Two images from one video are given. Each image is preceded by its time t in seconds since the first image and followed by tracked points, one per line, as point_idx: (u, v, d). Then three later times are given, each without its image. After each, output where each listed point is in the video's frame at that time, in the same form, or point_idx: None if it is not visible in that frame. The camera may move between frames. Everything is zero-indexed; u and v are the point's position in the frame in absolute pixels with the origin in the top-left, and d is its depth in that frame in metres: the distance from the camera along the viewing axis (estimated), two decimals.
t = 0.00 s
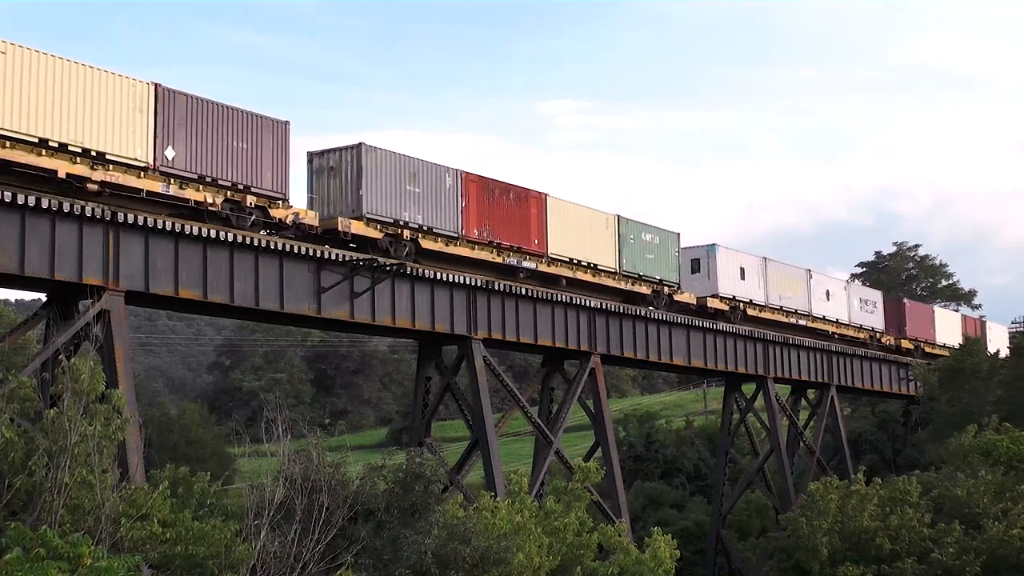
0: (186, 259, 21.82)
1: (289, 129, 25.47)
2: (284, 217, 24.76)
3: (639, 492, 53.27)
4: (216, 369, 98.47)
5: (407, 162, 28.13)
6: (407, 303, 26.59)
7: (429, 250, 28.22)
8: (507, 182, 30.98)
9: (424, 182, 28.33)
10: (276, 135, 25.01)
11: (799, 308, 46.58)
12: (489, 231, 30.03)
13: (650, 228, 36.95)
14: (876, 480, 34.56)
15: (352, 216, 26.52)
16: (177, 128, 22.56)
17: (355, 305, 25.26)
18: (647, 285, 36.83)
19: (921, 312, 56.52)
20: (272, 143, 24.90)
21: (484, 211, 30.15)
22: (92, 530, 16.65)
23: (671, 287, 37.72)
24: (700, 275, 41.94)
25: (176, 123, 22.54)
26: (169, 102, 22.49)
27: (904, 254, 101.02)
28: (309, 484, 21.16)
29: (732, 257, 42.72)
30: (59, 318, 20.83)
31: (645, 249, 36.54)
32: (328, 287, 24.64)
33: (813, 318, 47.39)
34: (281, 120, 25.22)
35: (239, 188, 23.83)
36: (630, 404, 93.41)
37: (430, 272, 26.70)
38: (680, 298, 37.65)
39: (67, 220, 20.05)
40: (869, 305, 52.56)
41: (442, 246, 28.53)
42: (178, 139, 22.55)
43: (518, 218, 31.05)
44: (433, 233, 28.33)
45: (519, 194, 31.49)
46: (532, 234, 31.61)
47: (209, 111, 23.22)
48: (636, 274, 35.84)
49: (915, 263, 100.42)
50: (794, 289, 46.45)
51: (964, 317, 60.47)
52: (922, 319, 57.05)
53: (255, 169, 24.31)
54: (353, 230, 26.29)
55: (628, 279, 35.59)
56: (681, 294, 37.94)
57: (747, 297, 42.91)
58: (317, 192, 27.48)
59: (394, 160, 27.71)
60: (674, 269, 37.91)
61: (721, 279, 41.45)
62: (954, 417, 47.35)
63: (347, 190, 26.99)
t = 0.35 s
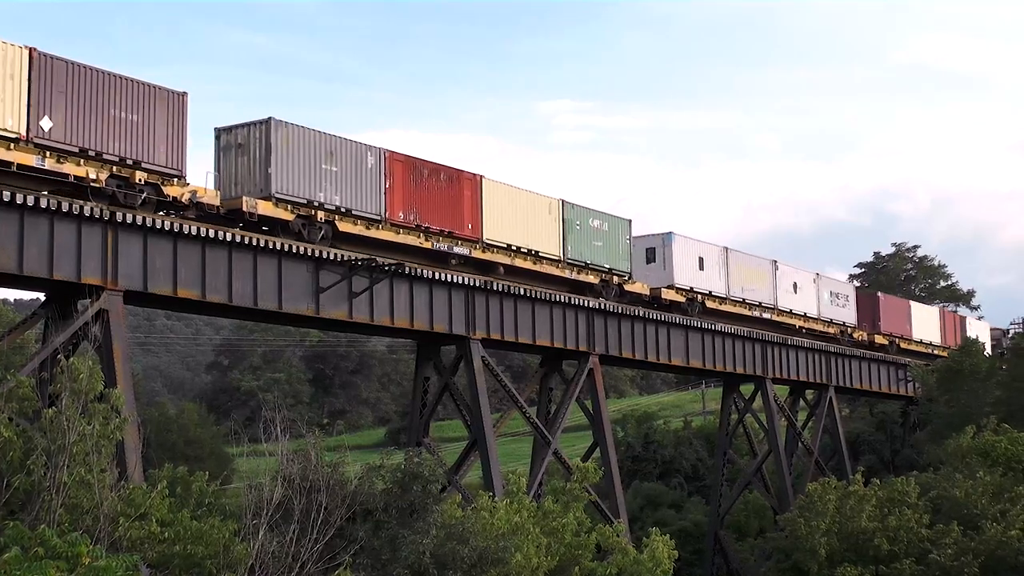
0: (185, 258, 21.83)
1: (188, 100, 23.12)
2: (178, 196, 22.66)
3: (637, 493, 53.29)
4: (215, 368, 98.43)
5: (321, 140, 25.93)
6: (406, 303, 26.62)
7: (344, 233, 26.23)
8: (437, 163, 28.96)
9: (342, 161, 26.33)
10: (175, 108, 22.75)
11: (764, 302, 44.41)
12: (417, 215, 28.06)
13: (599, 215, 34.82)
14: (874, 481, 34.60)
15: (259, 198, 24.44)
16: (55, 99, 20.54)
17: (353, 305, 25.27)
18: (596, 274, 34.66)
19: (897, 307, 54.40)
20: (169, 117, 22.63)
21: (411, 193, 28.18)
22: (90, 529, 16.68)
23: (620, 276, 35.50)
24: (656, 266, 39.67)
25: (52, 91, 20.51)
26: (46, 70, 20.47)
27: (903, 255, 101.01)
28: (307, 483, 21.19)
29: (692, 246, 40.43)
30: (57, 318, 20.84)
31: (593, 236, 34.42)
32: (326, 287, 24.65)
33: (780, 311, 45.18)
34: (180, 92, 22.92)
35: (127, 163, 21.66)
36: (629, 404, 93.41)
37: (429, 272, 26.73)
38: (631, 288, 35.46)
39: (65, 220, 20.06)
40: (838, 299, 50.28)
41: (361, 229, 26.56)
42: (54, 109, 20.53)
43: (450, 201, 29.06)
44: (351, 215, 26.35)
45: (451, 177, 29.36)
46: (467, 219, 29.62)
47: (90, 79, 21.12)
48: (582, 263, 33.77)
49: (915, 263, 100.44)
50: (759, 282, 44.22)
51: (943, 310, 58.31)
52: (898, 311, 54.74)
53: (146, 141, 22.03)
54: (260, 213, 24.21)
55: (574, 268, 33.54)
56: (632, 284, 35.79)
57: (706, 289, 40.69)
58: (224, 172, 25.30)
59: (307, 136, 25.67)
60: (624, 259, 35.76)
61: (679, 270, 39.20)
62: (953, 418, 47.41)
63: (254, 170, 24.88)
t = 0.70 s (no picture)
0: (184, 258, 21.84)
1: (66, 66, 21.65)
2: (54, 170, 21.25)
3: (636, 492, 53.28)
4: (214, 368, 98.38)
5: (222, 113, 24.06)
6: (405, 303, 26.62)
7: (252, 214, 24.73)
8: (357, 141, 27.24)
9: (248, 136, 24.57)
10: (54, 75, 21.32)
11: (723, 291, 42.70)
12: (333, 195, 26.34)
13: (541, 199, 33.22)
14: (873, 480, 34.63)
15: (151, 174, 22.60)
16: None
17: (353, 305, 25.28)
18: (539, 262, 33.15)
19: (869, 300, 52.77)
20: (47, 83, 21.14)
21: (328, 171, 26.49)
22: (90, 529, 16.70)
23: (564, 264, 33.99)
24: (608, 253, 38.10)
25: None
26: None
27: (902, 254, 101.03)
28: (306, 483, 21.22)
29: (642, 234, 39.02)
30: (56, 318, 20.86)
31: (536, 221, 32.83)
32: (326, 287, 24.66)
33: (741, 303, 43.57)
34: (58, 59, 21.45)
35: None
36: (628, 404, 93.41)
37: (428, 271, 26.74)
38: (575, 276, 33.98)
39: (64, 220, 20.07)
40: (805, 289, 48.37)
41: (270, 211, 24.90)
42: None
43: (371, 181, 27.42)
44: (259, 193, 24.69)
45: (372, 155, 27.62)
46: (391, 200, 27.96)
47: None
48: (523, 249, 32.12)
49: (914, 263, 100.48)
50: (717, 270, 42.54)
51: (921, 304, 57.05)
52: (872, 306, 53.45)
53: (21, 111, 20.55)
54: (153, 189, 22.51)
55: (513, 254, 31.91)
56: (577, 273, 34.21)
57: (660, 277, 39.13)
58: (117, 147, 23.31)
59: (209, 109, 23.80)
60: (569, 247, 34.18)
61: (630, 257, 37.70)
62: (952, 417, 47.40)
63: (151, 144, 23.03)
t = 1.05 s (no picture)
0: (183, 258, 21.82)
1: None
2: None
3: (635, 491, 53.26)
4: (213, 367, 98.33)
5: (107, 80, 21.06)
6: (404, 301, 26.60)
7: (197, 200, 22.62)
8: (265, 113, 24.11)
9: (138, 105, 21.56)
10: None
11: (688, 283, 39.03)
12: (240, 173, 23.33)
13: (476, 179, 30.03)
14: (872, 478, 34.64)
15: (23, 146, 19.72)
16: None
17: (351, 304, 25.26)
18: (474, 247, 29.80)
19: (847, 293, 49.65)
20: None
21: (230, 146, 23.36)
22: (89, 529, 16.70)
23: (503, 249, 30.52)
24: (552, 238, 34.54)
25: None
26: None
27: (900, 253, 101.09)
28: (306, 483, 21.21)
29: (594, 218, 35.23)
30: (55, 318, 20.84)
31: (470, 204, 29.59)
32: (325, 286, 24.64)
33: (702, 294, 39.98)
34: None
35: None
36: (627, 403, 93.43)
37: (427, 271, 26.73)
38: (514, 262, 30.39)
39: (63, 219, 20.04)
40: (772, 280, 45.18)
41: (164, 187, 21.85)
42: None
43: (282, 158, 24.36)
44: (151, 169, 21.65)
45: (286, 130, 24.57)
46: (305, 177, 24.87)
47: None
48: (456, 234, 28.92)
49: (912, 261, 100.54)
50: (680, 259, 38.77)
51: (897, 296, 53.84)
52: (845, 295, 49.77)
53: None
54: (25, 162, 19.60)
55: (445, 239, 28.60)
56: (518, 258, 30.70)
57: (614, 265, 35.35)
58: None
59: (92, 76, 20.83)
60: (510, 231, 30.86)
61: (578, 243, 34.08)
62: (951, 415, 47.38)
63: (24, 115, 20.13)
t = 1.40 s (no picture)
0: (181, 257, 21.83)
1: None
2: None
3: (633, 492, 53.30)
4: (211, 367, 98.33)
5: None
6: (402, 301, 26.61)
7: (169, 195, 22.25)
8: (161, 85, 22.31)
9: (11, 70, 19.73)
10: None
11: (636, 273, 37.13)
12: (128, 147, 21.55)
13: (404, 159, 28.46)
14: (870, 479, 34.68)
15: None
16: None
17: (349, 303, 25.27)
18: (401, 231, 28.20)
19: (810, 282, 47.61)
20: None
21: (118, 117, 21.52)
22: (86, 527, 16.73)
23: (432, 234, 29.00)
24: (490, 223, 32.67)
25: None
26: None
27: (899, 253, 101.18)
28: (304, 483, 21.23)
29: (533, 203, 33.38)
30: (53, 317, 20.88)
31: (396, 184, 27.91)
32: (323, 285, 24.64)
33: (653, 284, 37.82)
34: None
35: None
36: (625, 403, 93.47)
37: (425, 270, 26.73)
38: (446, 248, 28.82)
39: (62, 218, 20.05)
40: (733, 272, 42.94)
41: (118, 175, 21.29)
42: None
43: (181, 133, 22.55)
44: (25, 140, 19.92)
45: (180, 100, 22.68)
46: (205, 154, 23.10)
47: None
48: (378, 217, 27.24)
49: (911, 262, 100.65)
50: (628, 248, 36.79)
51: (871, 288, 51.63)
52: (812, 289, 47.80)
53: None
54: None
55: (365, 222, 27.02)
56: (450, 244, 29.16)
57: (556, 252, 33.43)
58: None
59: None
60: (441, 216, 29.44)
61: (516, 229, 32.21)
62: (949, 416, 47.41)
63: None
